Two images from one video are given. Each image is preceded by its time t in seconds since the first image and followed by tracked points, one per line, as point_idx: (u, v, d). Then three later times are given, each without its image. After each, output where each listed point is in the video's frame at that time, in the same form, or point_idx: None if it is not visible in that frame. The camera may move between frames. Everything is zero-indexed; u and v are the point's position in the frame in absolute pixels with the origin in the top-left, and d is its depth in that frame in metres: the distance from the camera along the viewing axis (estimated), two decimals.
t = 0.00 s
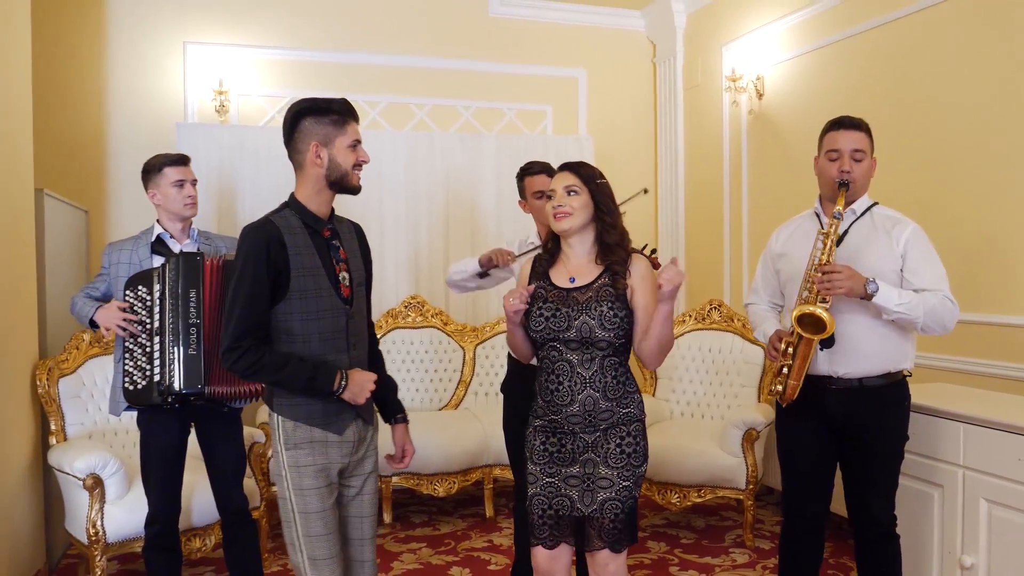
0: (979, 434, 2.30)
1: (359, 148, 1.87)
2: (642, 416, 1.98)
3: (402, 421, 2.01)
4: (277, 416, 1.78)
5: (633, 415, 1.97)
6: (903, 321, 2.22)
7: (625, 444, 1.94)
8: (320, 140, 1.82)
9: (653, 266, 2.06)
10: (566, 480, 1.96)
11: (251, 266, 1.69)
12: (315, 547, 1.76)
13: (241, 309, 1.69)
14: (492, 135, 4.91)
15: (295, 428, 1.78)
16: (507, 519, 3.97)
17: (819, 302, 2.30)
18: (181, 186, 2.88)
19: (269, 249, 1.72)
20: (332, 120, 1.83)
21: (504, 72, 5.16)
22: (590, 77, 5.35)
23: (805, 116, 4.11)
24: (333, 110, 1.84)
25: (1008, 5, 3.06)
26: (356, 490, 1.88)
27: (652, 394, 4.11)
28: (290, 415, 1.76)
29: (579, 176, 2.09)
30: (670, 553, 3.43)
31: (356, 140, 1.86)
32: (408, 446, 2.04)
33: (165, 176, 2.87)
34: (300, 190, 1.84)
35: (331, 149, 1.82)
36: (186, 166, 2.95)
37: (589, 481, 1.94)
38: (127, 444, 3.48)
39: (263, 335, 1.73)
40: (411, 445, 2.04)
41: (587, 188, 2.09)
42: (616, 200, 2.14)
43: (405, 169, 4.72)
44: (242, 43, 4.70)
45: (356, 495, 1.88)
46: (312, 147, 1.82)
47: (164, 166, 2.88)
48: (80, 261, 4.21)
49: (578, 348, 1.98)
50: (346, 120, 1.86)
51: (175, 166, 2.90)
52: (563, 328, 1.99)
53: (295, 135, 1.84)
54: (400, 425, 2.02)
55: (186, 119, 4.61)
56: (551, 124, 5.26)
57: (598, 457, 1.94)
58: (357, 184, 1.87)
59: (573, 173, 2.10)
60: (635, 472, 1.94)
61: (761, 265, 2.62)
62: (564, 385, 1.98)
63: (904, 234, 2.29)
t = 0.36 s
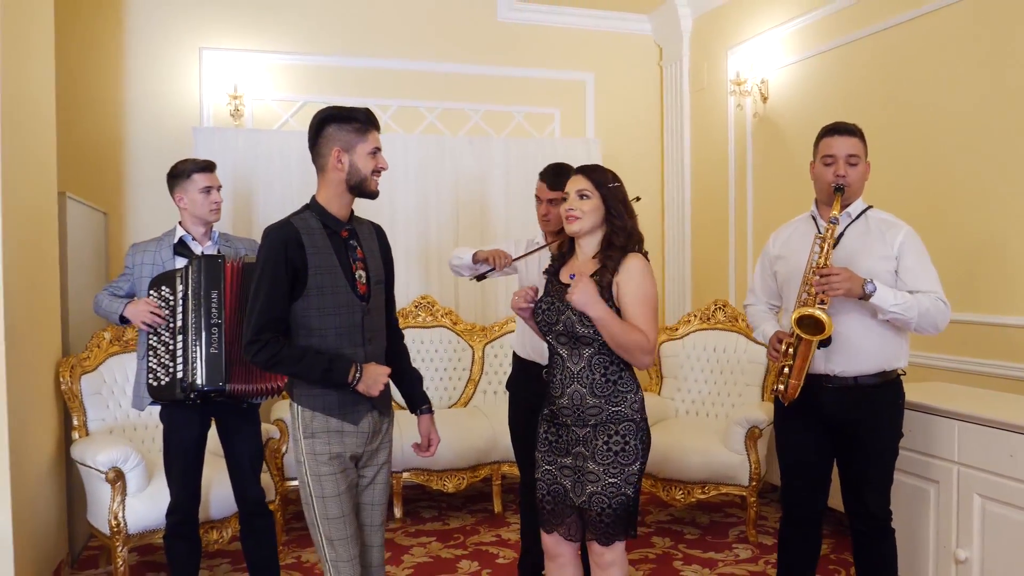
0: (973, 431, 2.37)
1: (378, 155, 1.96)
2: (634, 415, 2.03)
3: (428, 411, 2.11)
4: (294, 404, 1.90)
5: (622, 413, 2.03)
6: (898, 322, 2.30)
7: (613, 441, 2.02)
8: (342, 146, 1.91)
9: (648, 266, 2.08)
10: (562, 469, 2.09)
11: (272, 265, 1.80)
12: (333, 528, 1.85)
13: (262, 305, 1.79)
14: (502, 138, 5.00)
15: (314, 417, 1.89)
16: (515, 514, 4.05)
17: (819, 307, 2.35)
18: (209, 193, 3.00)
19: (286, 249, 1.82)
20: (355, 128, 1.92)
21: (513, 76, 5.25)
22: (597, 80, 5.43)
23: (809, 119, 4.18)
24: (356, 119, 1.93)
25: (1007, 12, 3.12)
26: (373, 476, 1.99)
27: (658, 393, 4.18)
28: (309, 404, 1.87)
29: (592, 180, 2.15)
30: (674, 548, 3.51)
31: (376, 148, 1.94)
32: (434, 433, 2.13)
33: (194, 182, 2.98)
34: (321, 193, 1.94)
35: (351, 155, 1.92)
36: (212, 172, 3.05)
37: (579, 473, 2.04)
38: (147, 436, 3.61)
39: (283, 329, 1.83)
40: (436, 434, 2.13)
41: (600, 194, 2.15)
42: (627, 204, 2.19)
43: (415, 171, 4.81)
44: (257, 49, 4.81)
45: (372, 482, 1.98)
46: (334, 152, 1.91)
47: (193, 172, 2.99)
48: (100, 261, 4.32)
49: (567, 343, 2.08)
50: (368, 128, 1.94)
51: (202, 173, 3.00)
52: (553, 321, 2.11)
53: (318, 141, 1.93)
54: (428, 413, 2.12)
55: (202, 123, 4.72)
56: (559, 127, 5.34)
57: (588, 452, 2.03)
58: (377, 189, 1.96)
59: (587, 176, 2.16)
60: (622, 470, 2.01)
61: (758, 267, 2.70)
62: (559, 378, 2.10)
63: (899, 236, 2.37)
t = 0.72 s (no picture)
0: (966, 425, 2.44)
1: (384, 157, 2.05)
2: (632, 406, 2.13)
3: (419, 412, 2.20)
4: (298, 399, 1.97)
5: (620, 404, 2.13)
6: (895, 320, 2.37)
7: (611, 431, 2.11)
8: (349, 150, 2.00)
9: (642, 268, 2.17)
10: (561, 459, 2.17)
11: (282, 262, 1.88)
12: (331, 522, 1.94)
13: (272, 300, 1.87)
14: (509, 141, 5.09)
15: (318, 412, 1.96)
16: (522, 508, 4.14)
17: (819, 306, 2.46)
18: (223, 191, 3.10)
19: (297, 247, 1.90)
20: (360, 133, 2.01)
21: (520, 78, 5.33)
22: (604, 82, 5.51)
23: (812, 121, 4.26)
24: (363, 124, 2.02)
25: (1005, 17, 3.19)
26: (373, 473, 2.04)
27: (662, 390, 4.25)
28: (313, 399, 1.95)
29: (593, 184, 2.25)
30: (678, 541, 3.59)
31: (382, 151, 2.03)
32: (424, 434, 2.21)
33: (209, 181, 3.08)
34: (330, 195, 2.03)
35: (358, 158, 2.01)
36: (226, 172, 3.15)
37: (579, 462, 2.13)
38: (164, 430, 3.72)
39: (290, 325, 1.90)
40: (428, 434, 2.22)
41: (599, 198, 2.25)
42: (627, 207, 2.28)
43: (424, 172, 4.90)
44: (270, 52, 4.91)
45: (375, 478, 2.05)
46: (342, 156, 2.01)
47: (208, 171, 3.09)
48: (117, 260, 4.43)
49: (565, 339, 2.17)
50: (374, 133, 2.03)
51: (217, 172, 3.10)
52: (552, 318, 2.20)
53: (326, 146, 2.02)
54: (418, 415, 2.21)
55: (216, 125, 4.82)
56: (566, 129, 5.43)
57: (587, 441, 2.13)
58: (383, 191, 2.05)
59: (588, 180, 2.26)
60: (620, 458, 2.10)
61: (758, 267, 2.77)
62: (558, 372, 2.19)
63: (894, 235, 2.45)
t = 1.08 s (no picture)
0: (956, 421, 2.53)
1: (392, 160, 2.15)
2: (631, 399, 2.27)
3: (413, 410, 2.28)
4: (313, 396, 2.05)
5: (623, 397, 2.26)
6: (887, 323, 2.46)
7: (616, 422, 2.24)
8: (359, 153, 2.10)
9: (646, 271, 2.33)
10: (565, 453, 2.26)
11: (304, 262, 1.96)
12: (339, 512, 2.03)
13: (294, 298, 1.95)
14: (514, 144, 5.18)
15: (331, 408, 2.04)
16: (526, 504, 4.24)
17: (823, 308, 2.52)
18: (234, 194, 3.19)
19: (318, 246, 1.99)
20: (369, 136, 2.11)
21: (525, 82, 5.43)
22: (607, 86, 5.60)
23: (811, 125, 4.36)
24: (370, 128, 2.11)
25: (998, 26, 3.28)
26: (381, 464, 2.16)
27: (664, 388, 4.35)
28: (328, 395, 2.03)
29: (588, 189, 2.36)
30: (678, 535, 3.68)
31: (389, 153, 2.13)
32: (416, 432, 2.28)
33: (219, 184, 3.18)
34: (341, 197, 2.12)
35: (368, 161, 2.10)
36: (236, 175, 3.24)
37: (585, 454, 2.24)
38: (179, 425, 3.84)
39: (309, 322, 1.98)
40: (417, 431, 2.28)
41: (595, 202, 2.36)
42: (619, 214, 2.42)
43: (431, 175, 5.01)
44: (280, 57, 5.02)
45: (381, 468, 2.16)
46: (352, 159, 2.10)
47: (218, 174, 3.18)
48: (131, 261, 4.53)
49: (575, 337, 2.27)
50: (381, 136, 2.13)
51: (227, 176, 3.20)
52: (563, 318, 2.28)
53: (336, 150, 2.11)
54: (412, 414, 2.28)
55: (227, 129, 4.93)
56: (570, 132, 5.52)
57: (593, 434, 2.24)
58: (391, 192, 2.15)
59: (584, 185, 2.36)
60: (624, 447, 2.24)
61: (758, 268, 2.86)
62: (563, 370, 2.27)
63: (889, 238, 2.53)
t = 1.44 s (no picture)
0: (949, 418, 2.61)
1: (412, 167, 2.23)
2: (641, 395, 2.38)
3: (442, 403, 2.34)
4: (341, 392, 2.15)
5: (634, 394, 2.37)
6: (885, 324, 2.54)
7: (628, 418, 2.34)
8: (380, 162, 2.18)
9: (654, 270, 2.45)
10: (578, 449, 2.35)
11: (328, 266, 2.06)
12: (369, 502, 2.13)
13: (320, 301, 2.04)
14: (518, 146, 5.27)
15: (358, 403, 2.14)
16: (531, 500, 4.32)
17: (822, 308, 2.62)
18: (243, 196, 3.26)
19: (342, 251, 2.08)
20: (390, 145, 2.19)
21: (529, 86, 5.51)
22: (609, 90, 5.68)
23: (810, 128, 4.44)
24: (391, 137, 2.20)
25: (993, 33, 3.37)
26: (407, 458, 2.23)
27: (665, 387, 4.43)
28: (355, 392, 2.13)
29: (592, 193, 2.44)
30: (681, 531, 3.76)
31: (410, 162, 2.21)
32: (445, 422, 2.39)
33: (229, 187, 3.25)
34: (364, 204, 2.20)
35: (389, 169, 2.18)
36: (246, 178, 3.32)
37: (598, 449, 2.33)
38: (191, 423, 3.92)
39: (334, 324, 2.08)
40: (447, 423, 2.38)
41: (600, 204, 2.45)
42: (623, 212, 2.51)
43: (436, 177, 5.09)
44: (288, 61, 5.10)
45: (407, 462, 2.24)
46: (374, 168, 2.18)
47: (228, 177, 3.26)
48: (142, 262, 4.61)
49: (590, 335, 2.35)
50: (401, 145, 2.21)
51: (237, 179, 3.27)
52: (579, 318, 2.36)
53: (358, 159, 2.20)
54: (440, 406, 2.35)
55: (236, 132, 5.01)
56: (573, 135, 5.60)
57: (606, 430, 2.33)
58: (412, 199, 2.23)
59: (588, 190, 2.45)
60: (636, 442, 2.34)
61: (759, 269, 2.94)
62: (577, 368, 2.36)
63: (887, 241, 2.61)
